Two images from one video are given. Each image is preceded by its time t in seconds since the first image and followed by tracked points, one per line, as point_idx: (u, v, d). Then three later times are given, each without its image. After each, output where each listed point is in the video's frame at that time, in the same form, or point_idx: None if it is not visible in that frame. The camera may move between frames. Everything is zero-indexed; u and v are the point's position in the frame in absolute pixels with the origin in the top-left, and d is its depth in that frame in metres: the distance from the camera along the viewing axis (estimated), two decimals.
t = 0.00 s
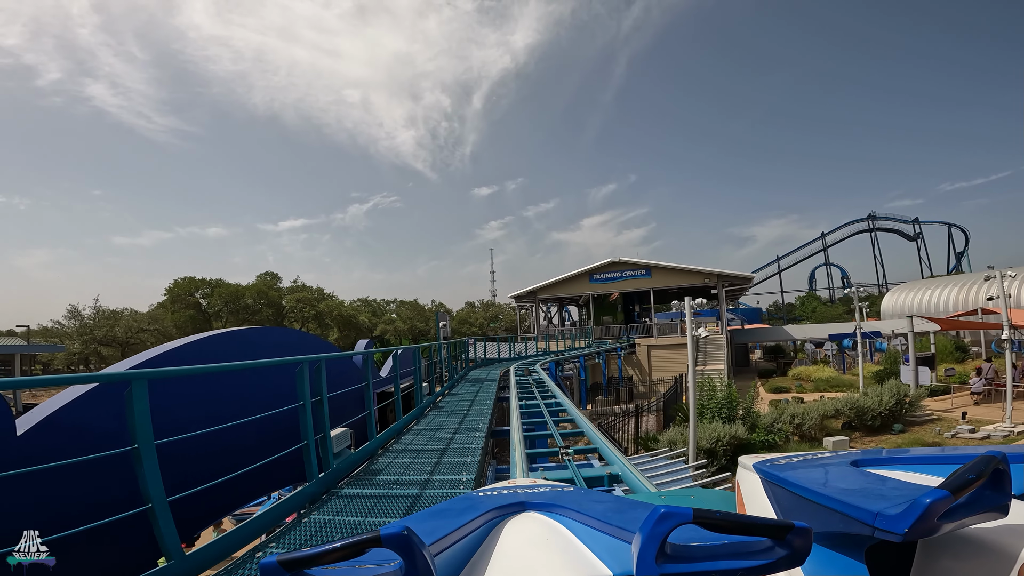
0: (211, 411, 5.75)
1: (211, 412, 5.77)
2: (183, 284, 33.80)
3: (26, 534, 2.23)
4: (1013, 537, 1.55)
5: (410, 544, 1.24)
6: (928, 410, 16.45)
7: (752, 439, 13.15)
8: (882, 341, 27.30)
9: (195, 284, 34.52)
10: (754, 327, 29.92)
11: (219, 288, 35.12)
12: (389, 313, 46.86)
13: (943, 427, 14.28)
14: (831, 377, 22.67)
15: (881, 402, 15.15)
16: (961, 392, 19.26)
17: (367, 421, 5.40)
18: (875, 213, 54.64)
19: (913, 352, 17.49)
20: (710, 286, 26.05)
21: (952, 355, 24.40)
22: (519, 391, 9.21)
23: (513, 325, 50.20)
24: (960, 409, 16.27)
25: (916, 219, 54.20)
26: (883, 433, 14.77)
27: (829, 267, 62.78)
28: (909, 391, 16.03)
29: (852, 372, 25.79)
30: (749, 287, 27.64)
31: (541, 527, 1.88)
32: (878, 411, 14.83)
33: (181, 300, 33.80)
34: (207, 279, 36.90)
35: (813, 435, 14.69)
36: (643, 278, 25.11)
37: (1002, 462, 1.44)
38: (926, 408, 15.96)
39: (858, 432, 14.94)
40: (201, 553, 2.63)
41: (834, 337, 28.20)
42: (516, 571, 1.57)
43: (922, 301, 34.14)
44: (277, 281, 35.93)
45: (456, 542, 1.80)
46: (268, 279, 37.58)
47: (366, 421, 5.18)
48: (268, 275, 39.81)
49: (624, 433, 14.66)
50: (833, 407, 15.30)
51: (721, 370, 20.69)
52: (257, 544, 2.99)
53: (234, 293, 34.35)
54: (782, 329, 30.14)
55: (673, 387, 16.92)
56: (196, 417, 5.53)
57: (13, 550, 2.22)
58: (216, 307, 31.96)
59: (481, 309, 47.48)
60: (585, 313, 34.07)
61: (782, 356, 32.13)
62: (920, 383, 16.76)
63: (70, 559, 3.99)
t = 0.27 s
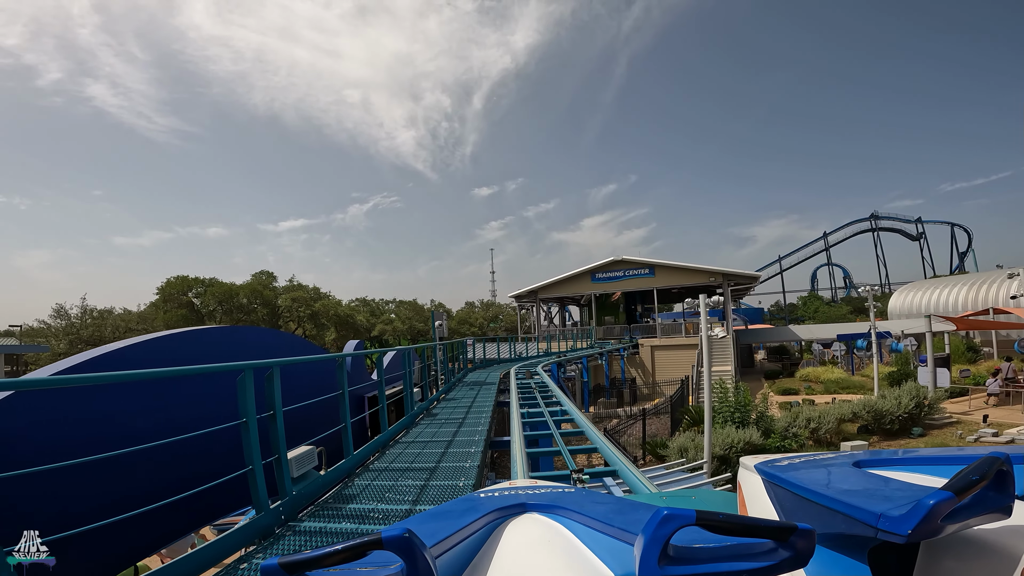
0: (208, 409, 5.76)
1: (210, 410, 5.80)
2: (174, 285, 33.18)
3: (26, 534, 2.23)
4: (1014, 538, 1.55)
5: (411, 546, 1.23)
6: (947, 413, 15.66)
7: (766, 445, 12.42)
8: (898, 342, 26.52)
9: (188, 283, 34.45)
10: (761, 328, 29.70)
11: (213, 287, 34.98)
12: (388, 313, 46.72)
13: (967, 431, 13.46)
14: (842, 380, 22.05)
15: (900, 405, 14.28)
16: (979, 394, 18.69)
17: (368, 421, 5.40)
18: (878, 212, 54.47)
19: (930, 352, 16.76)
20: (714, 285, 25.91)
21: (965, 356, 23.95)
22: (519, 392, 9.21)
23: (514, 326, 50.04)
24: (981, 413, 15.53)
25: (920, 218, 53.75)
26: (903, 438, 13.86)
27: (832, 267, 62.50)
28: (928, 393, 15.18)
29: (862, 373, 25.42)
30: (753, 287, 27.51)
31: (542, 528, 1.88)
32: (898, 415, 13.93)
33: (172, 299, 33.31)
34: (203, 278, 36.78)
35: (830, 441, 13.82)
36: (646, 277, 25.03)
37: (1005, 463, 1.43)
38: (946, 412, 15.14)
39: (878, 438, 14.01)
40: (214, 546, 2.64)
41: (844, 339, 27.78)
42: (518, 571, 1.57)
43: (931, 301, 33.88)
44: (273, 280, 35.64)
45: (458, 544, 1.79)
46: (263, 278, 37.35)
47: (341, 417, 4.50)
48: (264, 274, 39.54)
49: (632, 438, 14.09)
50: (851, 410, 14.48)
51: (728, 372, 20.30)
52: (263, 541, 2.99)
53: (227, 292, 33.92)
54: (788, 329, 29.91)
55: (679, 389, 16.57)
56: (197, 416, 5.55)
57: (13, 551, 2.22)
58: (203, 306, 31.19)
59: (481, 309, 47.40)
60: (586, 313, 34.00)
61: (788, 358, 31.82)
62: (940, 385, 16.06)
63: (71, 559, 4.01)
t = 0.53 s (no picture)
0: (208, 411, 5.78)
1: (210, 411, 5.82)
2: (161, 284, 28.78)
3: (25, 534, 2.23)
4: (1016, 538, 1.55)
5: (411, 546, 1.23)
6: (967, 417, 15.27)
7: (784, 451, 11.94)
8: (911, 341, 26.13)
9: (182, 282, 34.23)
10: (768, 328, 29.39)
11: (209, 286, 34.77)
12: (387, 313, 46.57)
13: (988, 435, 13.17)
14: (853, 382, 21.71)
15: (921, 408, 13.91)
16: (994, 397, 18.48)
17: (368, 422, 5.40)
18: (880, 213, 54.41)
19: (948, 355, 16.48)
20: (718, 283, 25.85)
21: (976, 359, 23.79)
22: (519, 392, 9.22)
23: (514, 326, 49.88)
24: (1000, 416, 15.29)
25: (922, 218, 53.53)
26: (924, 442, 13.48)
27: (833, 267, 62.39)
28: (947, 395, 14.84)
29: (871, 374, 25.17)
30: (758, 287, 27.38)
31: (542, 528, 1.88)
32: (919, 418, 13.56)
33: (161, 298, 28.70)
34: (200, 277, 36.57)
35: (849, 445, 13.40)
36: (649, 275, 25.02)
37: (1007, 463, 1.43)
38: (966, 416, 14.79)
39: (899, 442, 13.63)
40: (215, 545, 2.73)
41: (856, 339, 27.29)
42: (518, 572, 1.56)
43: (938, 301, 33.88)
44: (269, 275, 33.50)
45: (458, 544, 1.79)
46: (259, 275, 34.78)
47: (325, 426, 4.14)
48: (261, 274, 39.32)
49: (641, 444, 13.40)
50: (868, 414, 14.18)
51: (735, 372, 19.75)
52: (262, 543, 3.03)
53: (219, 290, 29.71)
54: (795, 329, 29.64)
55: (686, 391, 16.20)
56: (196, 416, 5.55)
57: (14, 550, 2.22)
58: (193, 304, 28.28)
59: (481, 309, 47.33)
60: (587, 313, 33.94)
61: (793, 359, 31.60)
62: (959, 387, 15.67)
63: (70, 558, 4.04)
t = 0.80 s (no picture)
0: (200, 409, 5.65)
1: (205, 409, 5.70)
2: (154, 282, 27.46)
3: (25, 534, 2.24)
4: (1017, 538, 1.55)
5: (412, 545, 1.23)
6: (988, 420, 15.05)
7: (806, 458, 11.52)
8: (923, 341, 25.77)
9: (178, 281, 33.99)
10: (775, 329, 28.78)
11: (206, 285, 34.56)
12: (385, 313, 46.46)
13: (1009, 436, 13.14)
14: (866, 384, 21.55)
15: (941, 411, 13.80)
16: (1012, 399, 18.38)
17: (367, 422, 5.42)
18: (881, 212, 54.35)
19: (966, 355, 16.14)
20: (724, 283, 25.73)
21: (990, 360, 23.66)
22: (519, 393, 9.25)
23: (514, 327, 49.63)
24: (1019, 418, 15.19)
25: (925, 218, 53.35)
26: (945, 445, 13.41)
27: (834, 267, 62.27)
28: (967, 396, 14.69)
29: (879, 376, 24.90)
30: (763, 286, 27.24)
31: (542, 528, 1.88)
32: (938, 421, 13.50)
33: (154, 297, 27.34)
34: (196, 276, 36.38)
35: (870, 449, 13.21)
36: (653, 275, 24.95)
37: (1008, 462, 1.43)
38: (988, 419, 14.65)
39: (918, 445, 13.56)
40: (219, 543, 2.75)
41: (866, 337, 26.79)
42: (518, 571, 1.56)
43: (943, 302, 34.01)
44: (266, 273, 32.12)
45: (458, 544, 1.79)
46: (255, 271, 32.97)
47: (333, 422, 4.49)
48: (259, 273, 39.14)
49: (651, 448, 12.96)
50: (888, 417, 13.94)
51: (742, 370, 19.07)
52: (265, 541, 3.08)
53: (214, 289, 28.32)
54: (800, 329, 29.28)
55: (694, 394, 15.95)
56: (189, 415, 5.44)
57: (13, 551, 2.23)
58: (188, 303, 26.89)
59: (481, 309, 47.24)
60: (588, 313, 33.86)
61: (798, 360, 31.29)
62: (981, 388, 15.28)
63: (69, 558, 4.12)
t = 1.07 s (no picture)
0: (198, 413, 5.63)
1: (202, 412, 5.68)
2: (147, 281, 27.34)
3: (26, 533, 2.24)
4: (1017, 538, 1.54)
5: (411, 544, 1.23)
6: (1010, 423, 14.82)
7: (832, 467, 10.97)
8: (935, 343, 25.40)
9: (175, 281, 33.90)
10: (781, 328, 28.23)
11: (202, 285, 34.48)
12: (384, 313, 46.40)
13: None
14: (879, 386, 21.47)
15: (964, 414, 13.64)
16: None
17: (365, 422, 5.42)
18: (883, 212, 54.22)
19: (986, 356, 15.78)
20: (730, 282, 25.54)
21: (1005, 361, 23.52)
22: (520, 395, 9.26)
23: (514, 328, 49.55)
24: None
25: (927, 218, 53.21)
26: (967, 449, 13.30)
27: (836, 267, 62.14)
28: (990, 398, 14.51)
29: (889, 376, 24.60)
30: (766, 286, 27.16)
31: (541, 527, 1.88)
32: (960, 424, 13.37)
33: (146, 296, 27.23)
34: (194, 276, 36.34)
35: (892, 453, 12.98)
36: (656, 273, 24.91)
37: (1009, 461, 1.42)
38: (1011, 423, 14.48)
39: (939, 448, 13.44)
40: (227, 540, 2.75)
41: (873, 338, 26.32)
42: (518, 571, 1.56)
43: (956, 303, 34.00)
44: (259, 272, 32.15)
45: (458, 542, 1.79)
46: (248, 271, 32.85)
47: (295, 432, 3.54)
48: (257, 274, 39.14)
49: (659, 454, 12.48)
50: (909, 421, 13.56)
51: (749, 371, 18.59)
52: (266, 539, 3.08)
53: (207, 288, 28.08)
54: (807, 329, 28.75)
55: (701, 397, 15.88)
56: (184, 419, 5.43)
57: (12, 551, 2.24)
58: (180, 302, 26.83)
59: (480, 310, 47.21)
60: (589, 313, 33.82)
61: (803, 360, 31.06)
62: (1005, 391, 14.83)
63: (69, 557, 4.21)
